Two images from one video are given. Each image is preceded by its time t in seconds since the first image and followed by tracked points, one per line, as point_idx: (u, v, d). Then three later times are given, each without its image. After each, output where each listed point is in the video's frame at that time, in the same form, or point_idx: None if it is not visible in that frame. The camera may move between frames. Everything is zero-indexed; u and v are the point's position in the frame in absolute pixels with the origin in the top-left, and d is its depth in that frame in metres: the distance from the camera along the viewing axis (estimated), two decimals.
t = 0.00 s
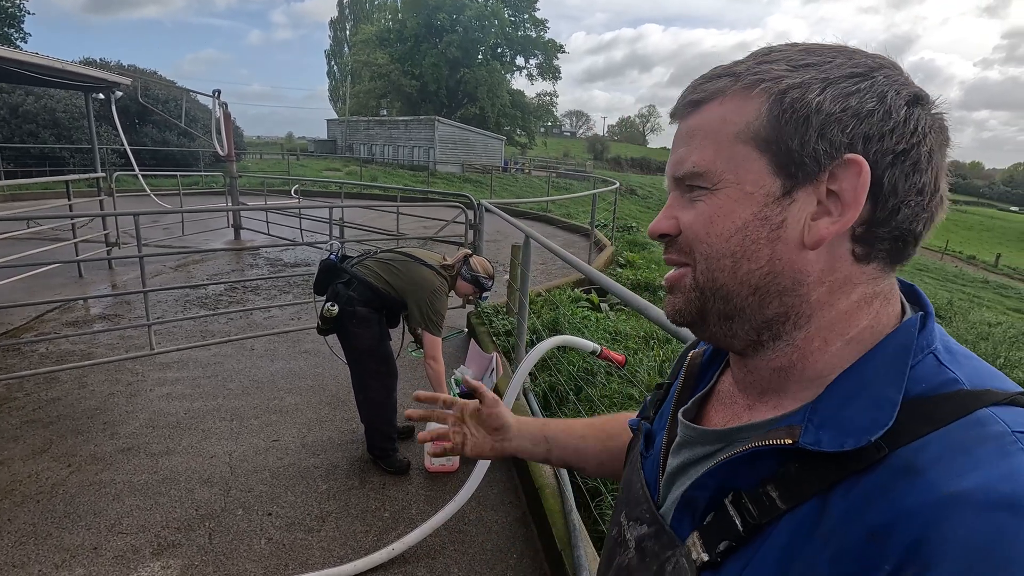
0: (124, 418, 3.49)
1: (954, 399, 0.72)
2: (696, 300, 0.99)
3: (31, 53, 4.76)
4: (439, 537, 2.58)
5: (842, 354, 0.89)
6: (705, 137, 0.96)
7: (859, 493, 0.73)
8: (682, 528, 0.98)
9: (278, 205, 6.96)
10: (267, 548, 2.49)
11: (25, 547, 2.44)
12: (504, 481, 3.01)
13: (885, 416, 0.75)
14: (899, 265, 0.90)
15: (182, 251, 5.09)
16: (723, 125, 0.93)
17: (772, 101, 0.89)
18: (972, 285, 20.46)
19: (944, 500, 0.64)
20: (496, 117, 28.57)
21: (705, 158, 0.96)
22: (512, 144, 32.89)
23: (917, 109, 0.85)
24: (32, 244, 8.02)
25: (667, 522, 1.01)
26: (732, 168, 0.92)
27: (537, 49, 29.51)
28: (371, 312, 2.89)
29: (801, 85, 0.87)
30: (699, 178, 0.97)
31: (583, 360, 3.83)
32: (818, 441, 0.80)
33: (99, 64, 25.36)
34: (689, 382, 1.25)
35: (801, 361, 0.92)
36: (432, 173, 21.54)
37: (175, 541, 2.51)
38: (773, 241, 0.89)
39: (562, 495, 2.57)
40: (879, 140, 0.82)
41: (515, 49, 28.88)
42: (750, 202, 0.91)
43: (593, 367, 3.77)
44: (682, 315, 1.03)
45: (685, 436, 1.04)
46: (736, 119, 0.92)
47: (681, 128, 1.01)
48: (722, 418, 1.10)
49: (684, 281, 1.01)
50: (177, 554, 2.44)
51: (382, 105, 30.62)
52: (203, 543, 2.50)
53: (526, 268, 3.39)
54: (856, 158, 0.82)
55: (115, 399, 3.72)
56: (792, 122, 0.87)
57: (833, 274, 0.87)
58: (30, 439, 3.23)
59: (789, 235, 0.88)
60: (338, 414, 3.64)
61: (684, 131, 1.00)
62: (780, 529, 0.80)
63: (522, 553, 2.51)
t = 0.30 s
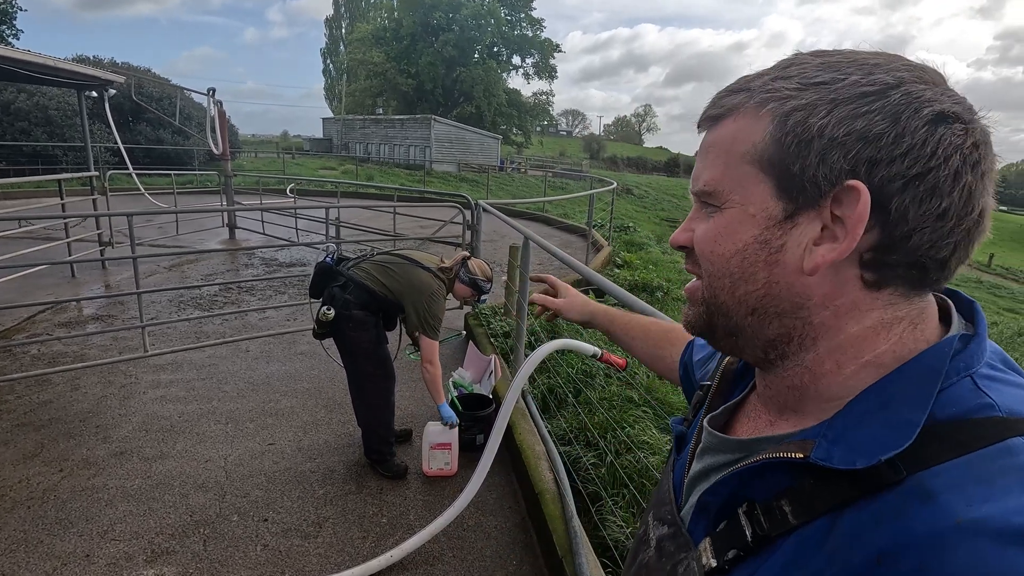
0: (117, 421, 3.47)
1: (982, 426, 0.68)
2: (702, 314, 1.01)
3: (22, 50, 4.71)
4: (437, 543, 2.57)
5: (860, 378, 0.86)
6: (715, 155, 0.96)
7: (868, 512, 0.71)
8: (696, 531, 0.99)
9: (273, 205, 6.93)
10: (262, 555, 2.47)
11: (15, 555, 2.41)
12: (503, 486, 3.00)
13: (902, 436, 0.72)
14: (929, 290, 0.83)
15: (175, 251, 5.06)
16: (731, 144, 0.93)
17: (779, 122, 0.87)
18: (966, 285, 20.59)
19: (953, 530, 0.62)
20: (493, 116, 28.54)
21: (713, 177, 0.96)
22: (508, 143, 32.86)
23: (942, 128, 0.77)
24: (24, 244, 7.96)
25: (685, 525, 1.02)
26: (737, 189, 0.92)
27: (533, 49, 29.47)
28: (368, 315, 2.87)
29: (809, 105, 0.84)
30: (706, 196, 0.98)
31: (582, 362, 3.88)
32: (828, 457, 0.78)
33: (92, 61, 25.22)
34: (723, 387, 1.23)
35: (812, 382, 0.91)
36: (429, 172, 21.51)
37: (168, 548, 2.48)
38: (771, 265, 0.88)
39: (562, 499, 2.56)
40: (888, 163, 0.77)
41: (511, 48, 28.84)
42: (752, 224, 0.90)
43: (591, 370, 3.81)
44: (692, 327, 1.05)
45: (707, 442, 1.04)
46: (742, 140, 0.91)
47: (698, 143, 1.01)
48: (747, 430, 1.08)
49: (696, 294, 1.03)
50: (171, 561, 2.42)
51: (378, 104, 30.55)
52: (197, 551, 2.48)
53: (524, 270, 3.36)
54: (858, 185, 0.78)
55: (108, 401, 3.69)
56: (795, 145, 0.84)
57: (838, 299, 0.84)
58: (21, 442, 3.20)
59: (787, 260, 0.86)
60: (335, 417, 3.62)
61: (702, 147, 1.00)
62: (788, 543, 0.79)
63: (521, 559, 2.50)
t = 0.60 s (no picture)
0: (113, 418, 3.45)
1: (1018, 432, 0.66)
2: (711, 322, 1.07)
3: (18, 46, 4.67)
4: (437, 540, 2.57)
5: (878, 382, 0.83)
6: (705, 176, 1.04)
7: (897, 519, 0.70)
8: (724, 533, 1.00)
9: (271, 202, 6.89)
10: (261, 552, 2.46)
11: (11, 552, 2.40)
12: (502, 483, 2.99)
13: (935, 439, 0.70)
14: (929, 288, 0.79)
15: (173, 248, 5.03)
16: (710, 167, 1.01)
17: (741, 141, 0.93)
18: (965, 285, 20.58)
19: (979, 538, 0.61)
20: (491, 114, 28.48)
21: (705, 195, 1.04)
22: (507, 142, 32.81)
23: (880, 128, 0.76)
24: (19, 240, 7.92)
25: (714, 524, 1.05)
26: (717, 205, 0.99)
27: (532, 47, 29.39)
28: (366, 312, 2.86)
29: (758, 124, 0.89)
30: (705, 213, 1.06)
31: (581, 359, 3.84)
32: (859, 460, 0.77)
33: (88, 57, 25.09)
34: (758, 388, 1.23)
35: (827, 385, 0.89)
36: (427, 170, 21.46)
37: (166, 546, 2.47)
38: (747, 274, 0.93)
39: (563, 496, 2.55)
40: (826, 170, 0.79)
41: (510, 46, 28.77)
42: (729, 236, 0.97)
43: (590, 367, 3.80)
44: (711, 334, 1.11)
45: (741, 441, 1.04)
46: (716, 163, 0.99)
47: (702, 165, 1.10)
48: (781, 429, 1.07)
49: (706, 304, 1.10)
50: (168, 559, 2.41)
51: (376, 102, 30.45)
52: (195, 548, 2.47)
53: (524, 266, 3.34)
54: (796, 195, 0.82)
55: (104, 398, 3.67)
56: (750, 162, 0.90)
57: (815, 303, 0.86)
58: (17, 439, 3.19)
59: (758, 267, 0.91)
60: (334, 415, 3.61)
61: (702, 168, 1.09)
62: (815, 545, 0.78)
63: (521, 558, 2.49)
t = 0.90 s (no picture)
0: (116, 417, 3.45)
1: None
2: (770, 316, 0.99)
3: (19, 46, 4.67)
4: (439, 537, 2.57)
5: (953, 374, 0.73)
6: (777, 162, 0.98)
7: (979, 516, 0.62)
8: (779, 528, 0.91)
9: (272, 202, 6.90)
10: (265, 549, 2.47)
11: (16, 549, 2.40)
12: (504, 481, 3.00)
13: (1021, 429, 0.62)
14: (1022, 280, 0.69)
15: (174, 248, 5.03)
16: (784, 150, 0.95)
17: (820, 123, 0.87)
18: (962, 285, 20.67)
19: None
20: (491, 114, 28.51)
21: (774, 181, 0.97)
22: (506, 141, 32.85)
23: (975, 106, 0.69)
24: (21, 240, 7.94)
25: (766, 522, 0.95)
26: (788, 188, 0.92)
27: (532, 47, 29.37)
28: (365, 312, 2.87)
29: (839, 106, 0.84)
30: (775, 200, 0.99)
31: (582, 358, 3.84)
32: (932, 449, 0.68)
33: (87, 57, 25.11)
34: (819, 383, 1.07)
35: (895, 376, 0.79)
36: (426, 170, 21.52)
37: (170, 544, 2.48)
38: (815, 257, 0.86)
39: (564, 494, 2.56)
40: (910, 148, 0.73)
41: (509, 46, 28.77)
42: (799, 220, 0.89)
43: (592, 365, 3.80)
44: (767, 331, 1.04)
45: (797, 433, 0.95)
46: (791, 147, 0.92)
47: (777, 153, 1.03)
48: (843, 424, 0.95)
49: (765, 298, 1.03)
50: (173, 556, 2.42)
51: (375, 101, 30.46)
52: (199, 545, 2.48)
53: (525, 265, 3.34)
54: (874, 172, 0.76)
55: (107, 398, 3.67)
56: (827, 142, 0.84)
57: (888, 288, 0.77)
58: (21, 438, 3.20)
59: (828, 251, 0.83)
60: (336, 413, 3.62)
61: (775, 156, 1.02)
62: (883, 541, 0.69)
63: (524, 555, 2.50)
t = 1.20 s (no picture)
0: (109, 415, 3.47)
1: None
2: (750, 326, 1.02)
3: (16, 47, 4.69)
4: (424, 534, 2.59)
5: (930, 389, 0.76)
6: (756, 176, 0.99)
7: (968, 530, 0.63)
8: (766, 549, 0.91)
9: (269, 202, 6.92)
10: (252, 545, 2.48)
11: (6, 545, 2.42)
12: (490, 478, 3.01)
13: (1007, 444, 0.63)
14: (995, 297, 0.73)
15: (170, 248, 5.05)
16: (762, 166, 0.96)
17: (799, 141, 0.88)
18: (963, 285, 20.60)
19: None
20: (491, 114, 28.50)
21: (753, 195, 0.99)
22: (506, 141, 32.82)
23: (952, 132, 0.72)
24: (19, 239, 7.96)
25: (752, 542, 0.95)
26: (768, 205, 0.94)
27: (532, 46, 29.35)
28: (347, 308, 2.88)
29: (821, 125, 0.85)
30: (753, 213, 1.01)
31: (572, 357, 3.84)
32: (924, 468, 0.69)
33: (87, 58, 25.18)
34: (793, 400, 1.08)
35: (873, 389, 0.82)
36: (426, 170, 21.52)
37: (158, 539, 2.49)
38: (798, 274, 0.88)
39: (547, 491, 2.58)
40: (892, 171, 0.74)
41: (509, 46, 28.77)
42: (780, 237, 0.91)
43: (581, 365, 3.80)
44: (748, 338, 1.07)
45: (776, 450, 0.96)
46: (771, 162, 0.94)
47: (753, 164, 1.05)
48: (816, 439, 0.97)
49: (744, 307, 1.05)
50: (160, 551, 2.43)
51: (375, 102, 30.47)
52: (186, 541, 2.49)
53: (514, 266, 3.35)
54: (858, 195, 0.77)
55: (100, 396, 3.69)
56: (809, 162, 0.86)
57: (870, 307, 0.80)
58: (14, 436, 3.21)
59: (811, 268, 0.86)
60: (327, 412, 3.63)
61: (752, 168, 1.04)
62: (875, 559, 0.70)
63: (506, 551, 2.51)
